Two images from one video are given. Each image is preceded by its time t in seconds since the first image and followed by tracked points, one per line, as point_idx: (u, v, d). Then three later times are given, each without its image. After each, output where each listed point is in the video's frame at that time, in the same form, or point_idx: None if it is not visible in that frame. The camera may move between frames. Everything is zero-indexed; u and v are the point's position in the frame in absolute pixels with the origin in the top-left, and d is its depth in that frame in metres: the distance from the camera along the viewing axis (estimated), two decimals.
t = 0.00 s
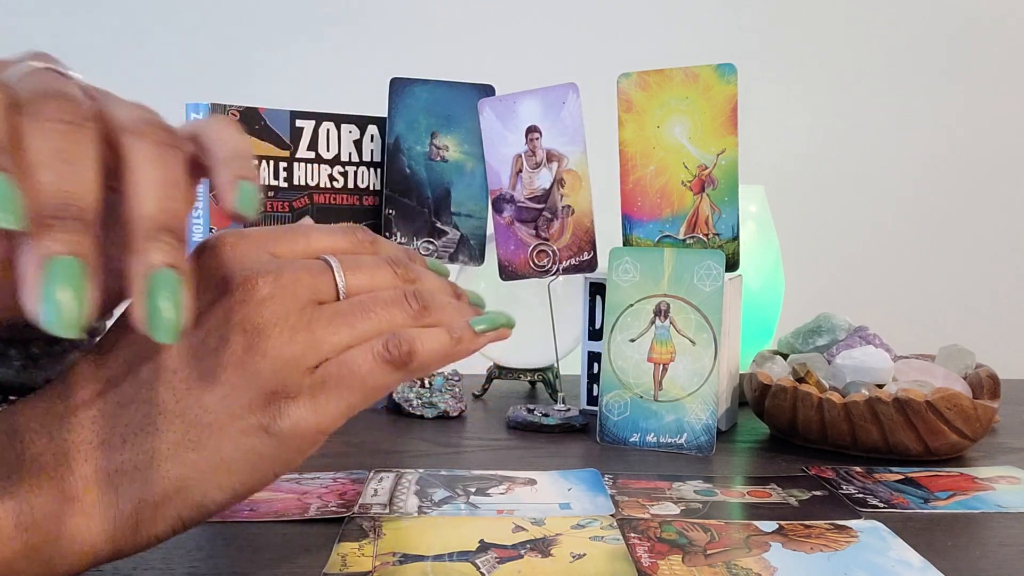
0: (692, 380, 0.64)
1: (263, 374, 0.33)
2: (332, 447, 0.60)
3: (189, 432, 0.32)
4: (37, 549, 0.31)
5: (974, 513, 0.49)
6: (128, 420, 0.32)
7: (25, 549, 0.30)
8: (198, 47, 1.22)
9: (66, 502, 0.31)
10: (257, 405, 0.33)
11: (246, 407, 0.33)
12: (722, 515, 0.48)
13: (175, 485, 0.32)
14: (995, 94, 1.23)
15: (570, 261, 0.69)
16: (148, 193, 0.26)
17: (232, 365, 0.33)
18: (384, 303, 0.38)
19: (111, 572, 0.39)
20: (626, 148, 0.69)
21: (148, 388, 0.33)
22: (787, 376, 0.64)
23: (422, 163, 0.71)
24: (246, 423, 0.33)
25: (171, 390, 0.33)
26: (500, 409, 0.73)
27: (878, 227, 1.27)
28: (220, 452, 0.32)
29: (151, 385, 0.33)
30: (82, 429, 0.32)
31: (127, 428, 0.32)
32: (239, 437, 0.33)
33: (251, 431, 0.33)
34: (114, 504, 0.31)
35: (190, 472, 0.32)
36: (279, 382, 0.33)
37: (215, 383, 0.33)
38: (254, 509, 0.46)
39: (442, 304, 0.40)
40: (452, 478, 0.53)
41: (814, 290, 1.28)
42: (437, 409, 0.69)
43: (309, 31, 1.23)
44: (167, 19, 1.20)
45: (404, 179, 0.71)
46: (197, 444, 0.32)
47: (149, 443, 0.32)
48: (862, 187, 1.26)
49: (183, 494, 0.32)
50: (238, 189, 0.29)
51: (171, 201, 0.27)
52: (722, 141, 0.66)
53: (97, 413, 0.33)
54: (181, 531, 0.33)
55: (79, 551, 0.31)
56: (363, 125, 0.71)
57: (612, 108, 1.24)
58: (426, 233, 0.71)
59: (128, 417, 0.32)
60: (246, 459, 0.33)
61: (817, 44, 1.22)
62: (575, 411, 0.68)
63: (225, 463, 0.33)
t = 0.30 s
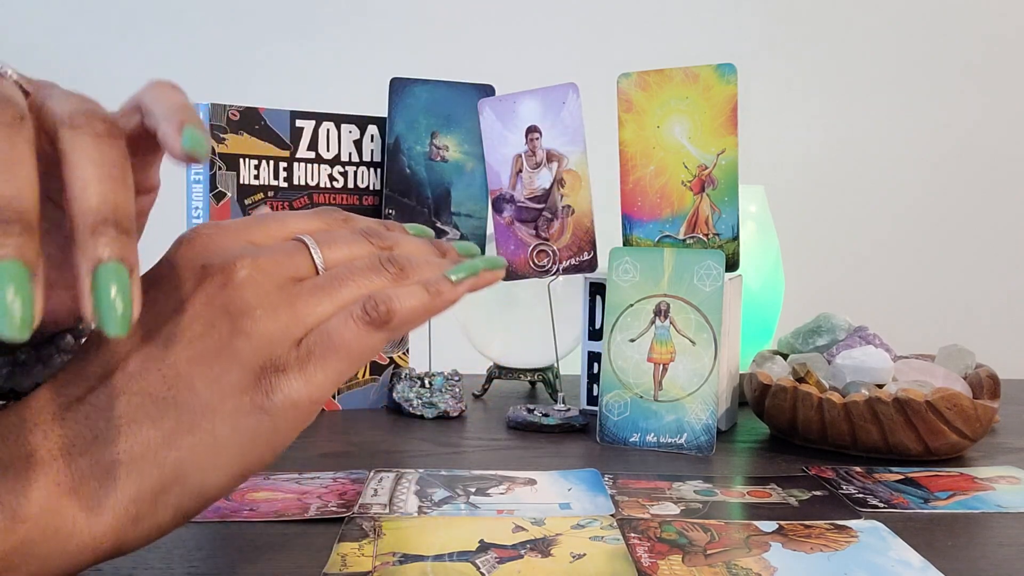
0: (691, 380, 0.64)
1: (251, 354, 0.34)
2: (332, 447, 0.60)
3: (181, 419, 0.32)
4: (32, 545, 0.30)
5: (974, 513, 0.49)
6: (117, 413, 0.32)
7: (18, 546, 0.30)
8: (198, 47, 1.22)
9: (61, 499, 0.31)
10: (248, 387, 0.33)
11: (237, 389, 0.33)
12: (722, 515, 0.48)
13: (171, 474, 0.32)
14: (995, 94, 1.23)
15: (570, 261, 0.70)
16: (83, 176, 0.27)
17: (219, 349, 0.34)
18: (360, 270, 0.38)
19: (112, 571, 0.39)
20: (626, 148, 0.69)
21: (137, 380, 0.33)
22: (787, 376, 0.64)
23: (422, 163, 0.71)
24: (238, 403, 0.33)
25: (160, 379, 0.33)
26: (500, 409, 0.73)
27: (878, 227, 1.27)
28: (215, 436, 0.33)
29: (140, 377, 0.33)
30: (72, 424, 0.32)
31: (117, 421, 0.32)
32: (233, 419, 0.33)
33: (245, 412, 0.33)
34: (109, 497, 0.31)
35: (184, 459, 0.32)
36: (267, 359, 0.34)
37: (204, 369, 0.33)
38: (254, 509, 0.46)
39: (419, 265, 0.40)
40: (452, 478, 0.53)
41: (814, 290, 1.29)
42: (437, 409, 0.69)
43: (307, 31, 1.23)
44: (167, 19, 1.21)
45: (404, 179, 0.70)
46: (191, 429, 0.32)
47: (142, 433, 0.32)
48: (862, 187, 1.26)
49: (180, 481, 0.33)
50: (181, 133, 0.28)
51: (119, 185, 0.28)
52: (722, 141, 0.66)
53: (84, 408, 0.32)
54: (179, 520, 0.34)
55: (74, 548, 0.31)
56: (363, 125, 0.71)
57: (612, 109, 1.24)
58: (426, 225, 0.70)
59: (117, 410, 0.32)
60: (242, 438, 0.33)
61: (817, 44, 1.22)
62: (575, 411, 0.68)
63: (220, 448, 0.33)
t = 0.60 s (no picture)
0: (691, 380, 0.64)
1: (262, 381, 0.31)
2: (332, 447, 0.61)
3: (196, 434, 0.29)
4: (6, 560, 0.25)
5: (974, 513, 0.49)
6: (124, 421, 0.28)
7: None
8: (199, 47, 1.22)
9: (61, 501, 0.26)
10: (269, 411, 0.30)
11: (251, 412, 0.30)
12: (721, 515, 0.48)
13: (171, 493, 0.28)
14: (995, 93, 1.22)
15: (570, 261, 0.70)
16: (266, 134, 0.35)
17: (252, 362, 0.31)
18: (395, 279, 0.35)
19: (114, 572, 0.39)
20: (626, 148, 0.70)
21: (159, 386, 0.29)
22: (787, 376, 0.64)
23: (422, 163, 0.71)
24: (248, 427, 0.30)
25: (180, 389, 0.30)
26: (500, 409, 0.74)
27: (878, 227, 1.27)
28: (228, 456, 0.29)
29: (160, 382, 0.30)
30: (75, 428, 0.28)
31: (125, 429, 0.28)
32: (241, 441, 0.30)
33: (254, 439, 0.30)
34: (104, 509, 0.27)
35: (188, 477, 0.29)
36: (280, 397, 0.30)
37: (232, 378, 0.30)
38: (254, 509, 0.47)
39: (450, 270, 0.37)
40: (452, 478, 0.53)
41: (813, 290, 1.29)
42: (437, 409, 0.69)
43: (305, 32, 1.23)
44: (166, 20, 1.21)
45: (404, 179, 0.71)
46: (201, 448, 0.29)
47: (152, 445, 0.28)
48: (861, 187, 1.26)
49: (176, 502, 0.29)
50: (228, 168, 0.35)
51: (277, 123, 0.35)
52: (722, 141, 0.66)
53: (90, 415, 0.28)
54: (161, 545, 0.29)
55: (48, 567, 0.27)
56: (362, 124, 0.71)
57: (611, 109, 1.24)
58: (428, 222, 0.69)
59: (125, 418, 0.28)
60: (246, 463, 0.30)
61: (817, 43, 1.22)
62: (575, 411, 0.68)
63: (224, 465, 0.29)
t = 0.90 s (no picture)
0: (691, 380, 0.64)
1: (235, 367, 0.32)
2: (332, 447, 0.61)
3: (186, 432, 0.31)
4: (33, 560, 0.30)
5: (974, 513, 0.49)
6: (112, 427, 0.30)
7: (26, 562, 0.30)
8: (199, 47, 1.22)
9: (63, 515, 0.30)
10: (251, 397, 0.33)
11: (240, 403, 0.32)
12: (721, 515, 0.48)
13: (184, 486, 0.32)
14: (994, 94, 1.23)
15: (570, 261, 0.70)
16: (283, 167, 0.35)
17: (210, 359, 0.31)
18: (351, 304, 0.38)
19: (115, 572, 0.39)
20: (626, 148, 0.69)
21: (130, 391, 0.30)
22: (787, 376, 0.64)
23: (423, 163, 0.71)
24: (244, 416, 0.33)
25: (160, 392, 0.31)
26: (499, 409, 0.73)
27: (878, 227, 1.27)
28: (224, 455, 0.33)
29: (131, 381, 0.30)
30: (63, 437, 0.30)
31: (110, 433, 0.30)
32: (238, 432, 0.33)
33: (250, 423, 0.33)
34: (108, 508, 0.31)
35: (195, 474, 0.32)
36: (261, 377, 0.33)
37: (202, 379, 0.31)
38: (254, 509, 0.46)
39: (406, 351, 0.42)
40: (451, 478, 0.53)
41: (813, 291, 1.29)
42: (437, 409, 0.69)
43: (304, 32, 1.23)
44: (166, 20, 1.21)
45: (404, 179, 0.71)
46: (194, 442, 0.32)
47: (145, 448, 0.31)
48: (861, 187, 1.26)
49: (191, 488, 0.33)
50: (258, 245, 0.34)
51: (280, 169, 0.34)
52: (722, 141, 0.66)
53: (76, 422, 0.30)
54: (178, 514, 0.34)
55: (66, 557, 0.31)
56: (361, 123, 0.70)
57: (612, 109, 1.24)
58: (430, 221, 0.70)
59: (111, 421, 0.30)
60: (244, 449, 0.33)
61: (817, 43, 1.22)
62: (575, 411, 0.68)
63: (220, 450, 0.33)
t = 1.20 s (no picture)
0: (691, 380, 0.64)
1: (244, 387, 0.34)
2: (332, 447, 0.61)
3: (193, 450, 0.34)
4: (35, 561, 0.32)
5: (974, 513, 0.49)
6: (124, 439, 0.33)
7: (25, 564, 0.32)
8: (198, 47, 1.22)
9: (65, 519, 0.32)
10: (256, 423, 0.35)
11: (245, 429, 0.35)
12: (722, 515, 0.48)
13: (177, 502, 0.35)
14: (996, 93, 1.22)
15: (570, 261, 0.70)
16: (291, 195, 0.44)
17: (212, 386, 0.34)
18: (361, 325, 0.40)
19: (115, 572, 0.39)
20: (626, 148, 0.69)
21: (147, 409, 0.33)
22: (787, 376, 0.64)
23: (422, 163, 0.70)
24: (244, 443, 0.35)
25: (172, 412, 0.34)
26: (499, 409, 0.73)
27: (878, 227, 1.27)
28: (218, 474, 0.35)
29: (148, 399, 0.33)
30: (78, 446, 0.33)
31: (124, 446, 0.33)
32: (239, 456, 0.36)
33: (251, 450, 0.36)
34: (112, 516, 0.34)
35: (189, 491, 0.35)
36: (269, 400, 0.35)
37: (215, 404, 0.34)
38: (254, 509, 0.46)
39: (424, 402, 0.41)
40: (451, 478, 0.53)
41: (813, 290, 1.29)
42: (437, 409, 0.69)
43: (306, 32, 1.23)
44: (168, 20, 1.21)
45: (404, 179, 0.71)
46: (198, 464, 0.35)
47: (154, 464, 0.34)
48: (862, 187, 1.26)
49: (183, 505, 0.35)
50: (294, 266, 0.35)
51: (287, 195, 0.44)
52: (722, 141, 0.66)
53: (92, 430, 0.33)
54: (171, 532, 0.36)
55: (63, 561, 0.33)
56: (362, 124, 0.71)
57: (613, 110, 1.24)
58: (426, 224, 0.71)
59: (125, 435, 0.33)
60: (242, 475, 0.36)
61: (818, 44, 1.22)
62: (575, 411, 0.68)
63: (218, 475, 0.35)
